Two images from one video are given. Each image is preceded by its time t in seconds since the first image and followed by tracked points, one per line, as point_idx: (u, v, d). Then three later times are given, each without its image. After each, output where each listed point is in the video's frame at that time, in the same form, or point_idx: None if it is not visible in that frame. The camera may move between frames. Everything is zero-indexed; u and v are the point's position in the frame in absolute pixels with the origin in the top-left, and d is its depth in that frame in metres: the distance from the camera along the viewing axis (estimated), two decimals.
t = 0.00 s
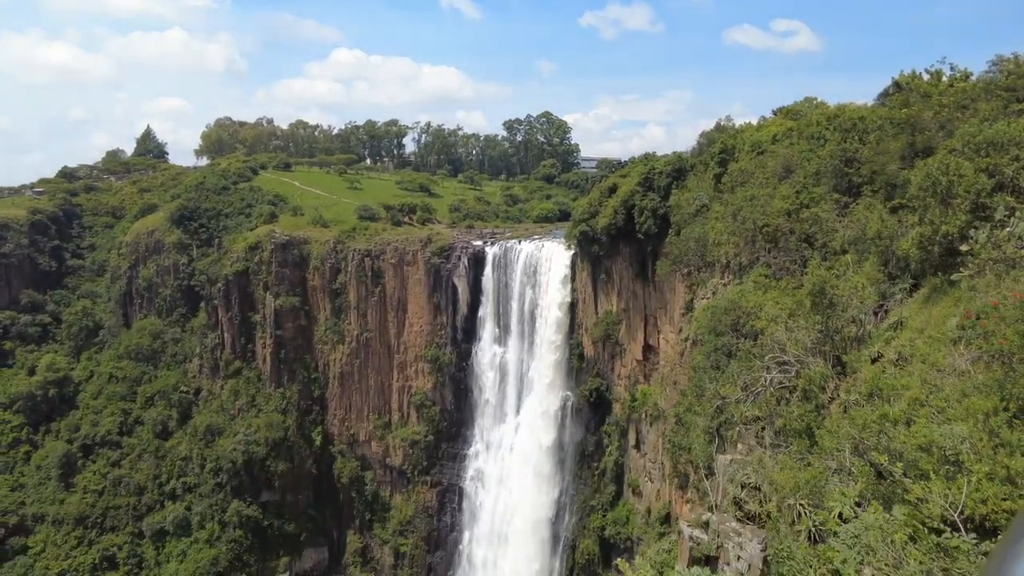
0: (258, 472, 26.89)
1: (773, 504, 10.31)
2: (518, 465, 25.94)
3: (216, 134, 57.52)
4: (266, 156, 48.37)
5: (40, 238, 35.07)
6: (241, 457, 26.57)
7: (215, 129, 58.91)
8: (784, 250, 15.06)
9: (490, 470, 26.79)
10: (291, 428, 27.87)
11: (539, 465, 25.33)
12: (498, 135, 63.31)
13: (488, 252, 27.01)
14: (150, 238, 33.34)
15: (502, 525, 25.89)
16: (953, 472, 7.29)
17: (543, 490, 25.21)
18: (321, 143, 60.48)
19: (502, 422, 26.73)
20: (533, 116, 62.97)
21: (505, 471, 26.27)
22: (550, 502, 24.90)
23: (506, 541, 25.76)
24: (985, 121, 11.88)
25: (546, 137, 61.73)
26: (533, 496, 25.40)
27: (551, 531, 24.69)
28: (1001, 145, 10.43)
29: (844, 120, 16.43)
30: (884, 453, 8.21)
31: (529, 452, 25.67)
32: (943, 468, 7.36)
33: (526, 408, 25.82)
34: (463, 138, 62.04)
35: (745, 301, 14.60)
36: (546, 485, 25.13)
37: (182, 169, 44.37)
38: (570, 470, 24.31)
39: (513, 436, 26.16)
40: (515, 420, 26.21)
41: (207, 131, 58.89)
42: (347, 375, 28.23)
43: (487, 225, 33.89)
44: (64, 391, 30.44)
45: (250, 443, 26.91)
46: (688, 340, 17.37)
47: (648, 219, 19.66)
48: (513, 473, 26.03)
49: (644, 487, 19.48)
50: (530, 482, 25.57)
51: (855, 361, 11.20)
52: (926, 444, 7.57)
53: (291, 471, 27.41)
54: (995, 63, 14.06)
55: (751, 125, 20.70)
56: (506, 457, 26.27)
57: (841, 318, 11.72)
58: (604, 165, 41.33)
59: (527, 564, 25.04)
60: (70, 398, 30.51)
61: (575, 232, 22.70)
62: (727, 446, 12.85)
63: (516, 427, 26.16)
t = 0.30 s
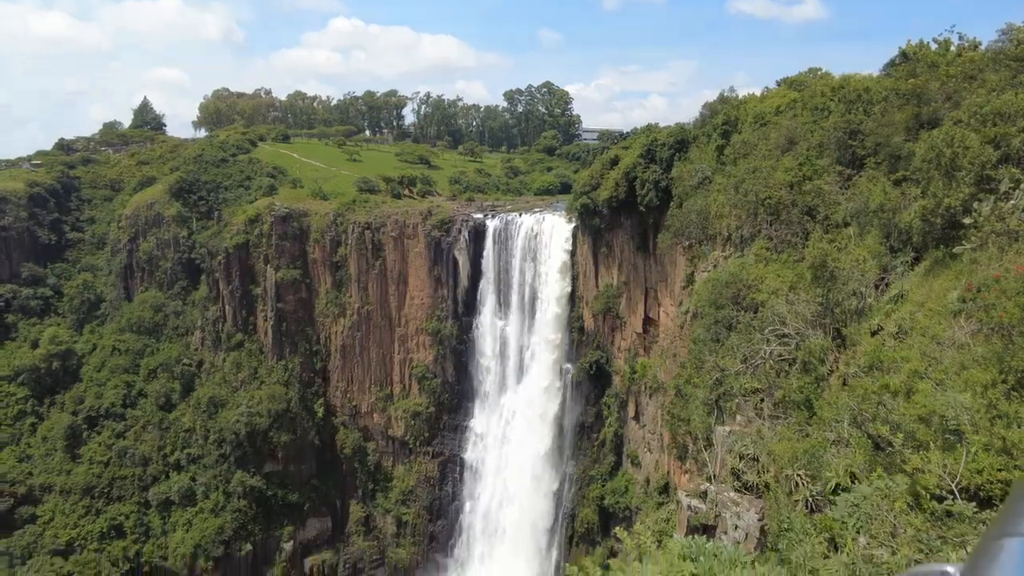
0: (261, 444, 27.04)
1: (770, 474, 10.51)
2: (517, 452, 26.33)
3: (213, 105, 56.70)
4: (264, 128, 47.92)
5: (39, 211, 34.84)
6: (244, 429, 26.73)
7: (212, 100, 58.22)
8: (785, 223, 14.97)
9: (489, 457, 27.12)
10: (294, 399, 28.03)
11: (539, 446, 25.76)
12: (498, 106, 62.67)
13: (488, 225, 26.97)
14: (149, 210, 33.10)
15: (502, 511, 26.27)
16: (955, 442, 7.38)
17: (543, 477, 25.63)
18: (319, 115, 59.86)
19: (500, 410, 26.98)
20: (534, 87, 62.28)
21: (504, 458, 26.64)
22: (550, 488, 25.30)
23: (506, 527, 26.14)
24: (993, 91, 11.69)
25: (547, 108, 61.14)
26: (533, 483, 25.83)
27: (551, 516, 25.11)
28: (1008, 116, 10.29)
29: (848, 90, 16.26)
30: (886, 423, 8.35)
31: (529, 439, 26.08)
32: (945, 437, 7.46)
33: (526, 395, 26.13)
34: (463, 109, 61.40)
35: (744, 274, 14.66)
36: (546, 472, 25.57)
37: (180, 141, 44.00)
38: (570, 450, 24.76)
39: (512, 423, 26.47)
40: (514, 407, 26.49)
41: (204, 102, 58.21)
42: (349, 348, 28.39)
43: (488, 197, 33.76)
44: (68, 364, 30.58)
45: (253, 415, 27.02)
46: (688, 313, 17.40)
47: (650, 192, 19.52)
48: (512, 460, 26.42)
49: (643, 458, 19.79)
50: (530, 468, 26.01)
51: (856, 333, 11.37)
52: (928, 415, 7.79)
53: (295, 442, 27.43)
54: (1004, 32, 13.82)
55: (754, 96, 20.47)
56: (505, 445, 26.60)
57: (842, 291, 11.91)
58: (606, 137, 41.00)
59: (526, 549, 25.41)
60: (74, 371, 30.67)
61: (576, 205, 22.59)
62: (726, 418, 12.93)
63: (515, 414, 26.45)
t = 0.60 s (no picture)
0: (264, 413, 27.23)
1: (770, 443, 10.64)
2: (518, 438, 26.69)
3: (211, 74, 55.88)
4: (263, 97, 47.34)
5: (38, 181, 34.60)
6: (247, 398, 26.93)
7: (209, 68, 57.38)
8: (788, 194, 14.91)
9: (490, 449, 27.48)
10: (296, 369, 28.19)
11: (541, 416, 26.06)
12: (499, 74, 61.76)
13: (489, 196, 26.88)
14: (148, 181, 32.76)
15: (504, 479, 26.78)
16: (958, 409, 7.44)
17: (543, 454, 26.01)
18: (319, 83, 59.06)
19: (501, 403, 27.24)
20: (535, 54, 61.27)
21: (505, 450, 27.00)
22: (551, 458, 25.66)
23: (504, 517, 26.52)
24: (1004, 58, 11.41)
25: (549, 76, 60.21)
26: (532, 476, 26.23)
27: (550, 493, 25.52)
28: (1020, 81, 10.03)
29: (855, 59, 16.01)
30: (887, 393, 8.54)
31: (529, 433, 26.43)
32: (948, 405, 7.52)
33: (527, 388, 26.38)
34: (463, 77, 60.53)
35: (746, 245, 14.67)
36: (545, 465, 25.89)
37: (178, 110, 43.53)
38: (569, 419, 24.95)
39: (513, 416, 26.79)
40: (515, 393, 26.73)
41: (201, 71, 57.39)
42: (350, 319, 28.53)
43: (488, 167, 33.51)
44: (71, 334, 30.72)
45: (256, 385, 27.21)
46: (689, 284, 17.34)
47: (653, 162, 19.38)
48: (513, 452, 26.81)
49: (643, 427, 20.01)
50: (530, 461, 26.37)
51: (857, 304, 11.40)
52: (932, 383, 7.81)
53: (298, 412, 27.67)
54: None
55: (759, 64, 20.14)
56: (507, 415, 26.95)
57: (843, 262, 12.01)
58: (608, 106, 40.50)
59: (521, 539, 25.67)
60: (77, 342, 30.79)
61: (577, 175, 22.41)
62: (725, 387, 13.05)
63: (516, 392, 26.74)
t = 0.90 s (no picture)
0: (269, 373, 27.53)
1: (770, 403, 10.81)
2: (521, 399, 26.99)
3: (208, 31, 54.75)
4: (261, 55, 46.41)
5: (35, 142, 34.21)
6: (252, 358, 27.16)
7: (206, 25, 56.10)
8: (794, 154, 14.78)
9: (490, 422, 27.90)
10: (300, 330, 28.40)
11: (543, 377, 26.25)
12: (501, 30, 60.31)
13: (491, 156, 26.57)
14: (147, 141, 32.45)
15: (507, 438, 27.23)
16: (966, 371, 7.45)
17: (545, 414, 26.25)
18: (318, 41, 57.79)
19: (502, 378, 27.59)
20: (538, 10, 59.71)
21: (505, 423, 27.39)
22: (552, 418, 25.90)
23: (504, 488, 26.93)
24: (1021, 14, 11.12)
25: (553, 33, 58.79)
26: (533, 441, 26.55)
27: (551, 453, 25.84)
28: None
29: (867, 15, 15.59)
30: (888, 352, 8.63)
31: (531, 394, 26.71)
32: (957, 366, 7.51)
33: (527, 361, 26.66)
34: (465, 34, 59.16)
35: (750, 206, 14.55)
36: (544, 436, 26.20)
37: (175, 69, 42.75)
38: (570, 380, 25.02)
39: (514, 390, 27.15)
40: (518, 355, 26.94)
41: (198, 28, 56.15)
42: (353, 281, 28.62)
43: (490, 127, 33.03)
44: (76, 296, 30.85)
45: (261, 345, 27.43)
46: (693, 246, 17.31)
47: (658, 121, 19.10)
48: (513, 424, 27.19)
49: (643, 387, 20.25)
50: (530, 432, 26.73)
51: (862, 267, 11.39)
52: (935, 344, 7.86)
53: (303, 372, 27.96)
54: None
55: (769, 20, 19.63)
56: (510, 375, 27.20)
57: (848, 224, 12.00)
58: (612, 63, 39.66)
59: (524, 498, 26.20)
60: (82, 303, 30.96)
61: (581, 134, 22.14)
62: (727, 348, 13.16)
63: (518, 354, 26.95)
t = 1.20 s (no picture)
0: (271, 333, 27.72)
1: (768, 363, 10.97)
2: (522, 359, 27.30)
3: None
4: (256, 10, 45.22)
5: (28, 101, 33.61)
6: (254, 319, 27.33)
7: None
8: (798, 113, 14.60)
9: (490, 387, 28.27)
10: (302, 291, 28.46)
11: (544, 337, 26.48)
12: None
13: (491, 115, 26.20)
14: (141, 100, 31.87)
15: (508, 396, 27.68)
16: (973, 333, 7.45)
17: (545, 374, 26.58)
18: None
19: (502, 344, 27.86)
20: None
21: (505, 386, 27.79)
22: (553, 377, 26.27)
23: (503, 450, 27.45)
24: None
25: None
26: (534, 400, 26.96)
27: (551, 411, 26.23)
28: None
29: None
30: (890, 313, 8.73)
31: (532, 353, 27.00)
32: (963, 328, 7.55)
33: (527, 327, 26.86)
34: None
35: (754, 165, 14.41)
36: (545, 394, 26.61)
37: (168, 25, 41.71)
38: (570, 341, 25.20)
39: (514, 356, 27.43)
40: (519, 315, 27.14)
41: None
42: (353, 241, 28.66)
43: (490, 84, 32.41)
44: (77, 258, 30.81)
45: (262, 306, 27.54)
46: (695, 207, 17.23)
47: (662, 79, 18.77)
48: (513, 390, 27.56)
49: (643, 348, 20.42)
50: (530, 390, 27.13)
51: (863, 228, 11.36)
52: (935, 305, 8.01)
53: (305, 332, 28.11)
54: None
55: None
56: (512, 335, 27.48)
57: (852, 185, 11.91)
58: (616, 18, 38.65)
59: (525, 454, 26.77)
60: (83, 265, 30.92)
61: (584, 92, 21.78)
62: (727, 309, 13.24)
63: (519, 314, 27.14)
